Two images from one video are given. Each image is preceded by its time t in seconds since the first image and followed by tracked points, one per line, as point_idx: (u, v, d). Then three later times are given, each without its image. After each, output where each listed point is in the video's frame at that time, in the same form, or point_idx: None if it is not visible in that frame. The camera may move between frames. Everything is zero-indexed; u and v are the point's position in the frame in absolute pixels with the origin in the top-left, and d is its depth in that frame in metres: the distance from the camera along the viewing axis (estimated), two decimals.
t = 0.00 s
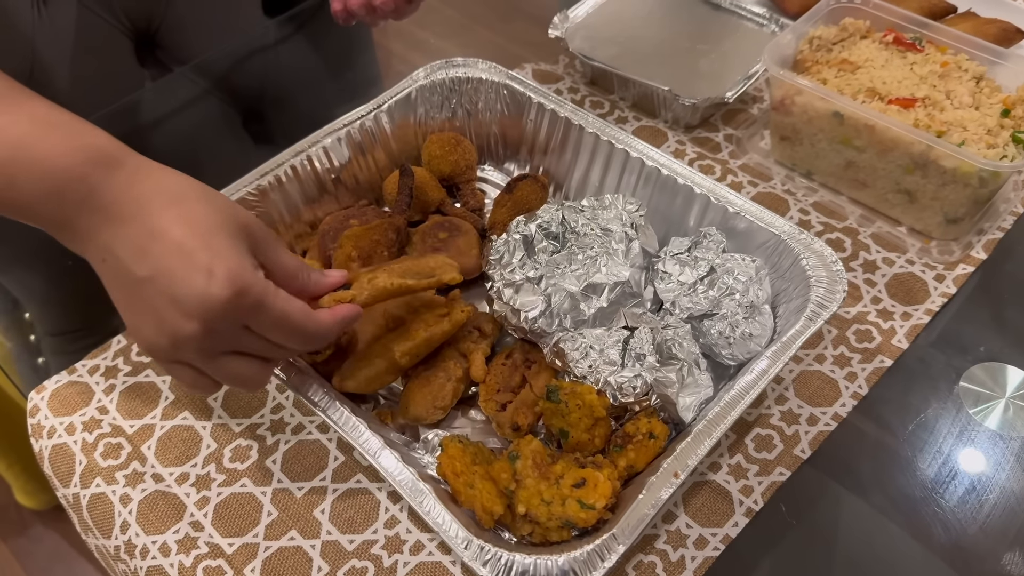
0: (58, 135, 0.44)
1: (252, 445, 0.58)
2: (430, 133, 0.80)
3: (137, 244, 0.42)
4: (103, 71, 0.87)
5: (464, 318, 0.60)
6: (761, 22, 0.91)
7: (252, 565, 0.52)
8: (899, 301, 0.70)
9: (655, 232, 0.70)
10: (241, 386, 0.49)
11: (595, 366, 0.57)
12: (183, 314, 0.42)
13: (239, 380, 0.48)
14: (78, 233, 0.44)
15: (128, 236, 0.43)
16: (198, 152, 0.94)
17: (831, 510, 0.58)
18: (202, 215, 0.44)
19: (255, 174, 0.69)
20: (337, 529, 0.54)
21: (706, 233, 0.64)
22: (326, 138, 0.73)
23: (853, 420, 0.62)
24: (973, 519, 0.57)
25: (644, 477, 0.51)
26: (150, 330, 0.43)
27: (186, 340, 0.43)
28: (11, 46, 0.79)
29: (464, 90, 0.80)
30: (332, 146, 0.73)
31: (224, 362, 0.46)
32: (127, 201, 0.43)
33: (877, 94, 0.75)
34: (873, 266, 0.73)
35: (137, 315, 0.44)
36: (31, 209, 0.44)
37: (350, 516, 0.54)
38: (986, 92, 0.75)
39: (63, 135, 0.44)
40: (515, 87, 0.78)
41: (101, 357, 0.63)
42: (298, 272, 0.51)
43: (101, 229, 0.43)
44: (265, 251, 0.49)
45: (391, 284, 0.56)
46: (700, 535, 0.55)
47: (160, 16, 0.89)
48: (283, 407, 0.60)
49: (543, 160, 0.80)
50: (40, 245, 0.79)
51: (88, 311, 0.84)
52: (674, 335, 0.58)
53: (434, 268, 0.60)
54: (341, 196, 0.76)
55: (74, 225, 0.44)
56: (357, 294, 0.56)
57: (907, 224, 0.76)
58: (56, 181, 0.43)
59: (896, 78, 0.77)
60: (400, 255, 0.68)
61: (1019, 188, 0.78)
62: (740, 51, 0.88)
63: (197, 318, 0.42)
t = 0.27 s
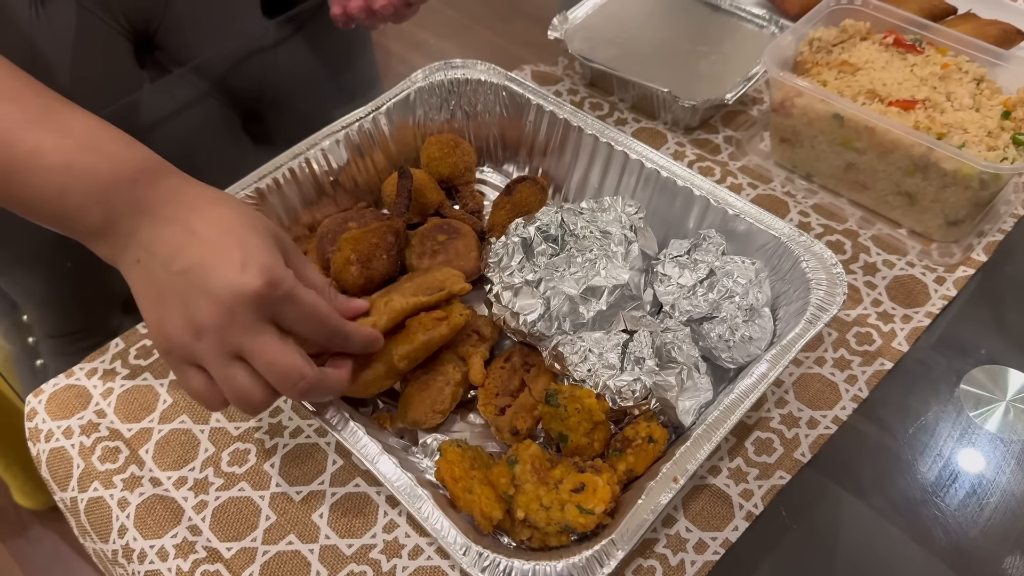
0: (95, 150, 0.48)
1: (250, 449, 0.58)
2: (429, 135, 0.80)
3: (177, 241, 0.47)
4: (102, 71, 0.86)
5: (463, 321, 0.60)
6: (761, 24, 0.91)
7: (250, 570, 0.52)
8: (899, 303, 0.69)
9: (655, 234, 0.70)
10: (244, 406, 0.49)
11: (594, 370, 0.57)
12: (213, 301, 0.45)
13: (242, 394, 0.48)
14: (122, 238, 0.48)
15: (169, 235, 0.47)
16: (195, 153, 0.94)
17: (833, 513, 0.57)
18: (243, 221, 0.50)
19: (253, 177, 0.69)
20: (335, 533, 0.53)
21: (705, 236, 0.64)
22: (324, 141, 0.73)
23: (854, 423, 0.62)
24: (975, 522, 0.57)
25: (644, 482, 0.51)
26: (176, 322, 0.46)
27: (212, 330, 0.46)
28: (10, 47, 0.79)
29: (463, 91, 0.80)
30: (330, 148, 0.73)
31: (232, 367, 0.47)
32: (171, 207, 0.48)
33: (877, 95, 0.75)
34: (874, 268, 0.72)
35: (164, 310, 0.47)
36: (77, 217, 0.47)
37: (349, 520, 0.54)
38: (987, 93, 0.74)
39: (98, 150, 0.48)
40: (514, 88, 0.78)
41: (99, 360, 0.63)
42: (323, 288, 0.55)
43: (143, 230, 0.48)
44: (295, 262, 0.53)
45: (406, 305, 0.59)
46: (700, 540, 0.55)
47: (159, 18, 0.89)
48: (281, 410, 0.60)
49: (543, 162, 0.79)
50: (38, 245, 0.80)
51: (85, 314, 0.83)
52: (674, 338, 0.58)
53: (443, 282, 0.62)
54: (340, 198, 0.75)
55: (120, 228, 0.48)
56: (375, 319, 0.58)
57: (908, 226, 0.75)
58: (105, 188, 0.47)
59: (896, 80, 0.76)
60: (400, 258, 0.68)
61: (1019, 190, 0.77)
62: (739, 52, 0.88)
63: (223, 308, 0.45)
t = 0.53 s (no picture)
0: (108, 153, 0.45)
1: (247, 451, 0.58)
2: (426, 136, 0.80)
3: (195, 246, 0.44)
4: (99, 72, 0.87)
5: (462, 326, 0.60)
6: (759, 25, 0.91)
7: (247, 572, 0.52)
8: (896, 305, 0.70)
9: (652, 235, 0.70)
10: (248, 412, 0.45)
11: (591, 372, 0.57)
12: (230, 304, 0.43)
13: (249, 399, 0.45)
14: (134, 244, 0.45)
15: (186, 239, 0.44)
16: (194, 152, 0.91)
17: (830, 514, 0.57)
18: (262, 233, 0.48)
19: (251, 179, 0.69)
20: (332, 536, 0.53)
21: (702, 237, 0.64)
22: (321, 142, 0.73)
23: (850, 425, 0.62)
24: (971, 523, 0.57)
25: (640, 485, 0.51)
26: (186, 323, 0.43)
27: (223, 331, 0.43)
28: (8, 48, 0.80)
29: (460, 92, 0.80)
30: (328, 150, 0.73)
31: (243, 369, 0.44)
32: (188, 214, 0.46)
33: (875, 97, 0.75)
34: (871, 270, 0.72)
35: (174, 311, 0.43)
36: (89, 221, 0.44)
37: (346, 522, 0.54)
38: (984, 95, 0.75)
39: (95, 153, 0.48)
40: (511, 89, 0.78)
41: (96, 362, 0.63)
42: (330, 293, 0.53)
43: (159, 235, 0.45)
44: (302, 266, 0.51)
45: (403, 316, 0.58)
46: (697, 542, 0.55)
47: (156, 19, 0.90)
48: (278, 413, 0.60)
49: (540, 163, 0.80)
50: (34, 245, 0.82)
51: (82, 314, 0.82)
52: (670, 339, 0.58)
53: (437, 282, 0.62)
54: (337, 200, 0.75)
55: (136, 233, 0.45)
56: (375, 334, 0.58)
57: (905, 228, 0.75)
58: (123, 191, 0.44)
59: (894, 81, 0.77)
60: (398, 260, 0.68)
61: (1016, 192, 0.77)
62: (738, 54, 0.88)
63: (240, 314, 0.43)
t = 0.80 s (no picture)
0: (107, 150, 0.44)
1: (249, 450, 0.58)
2: (427, 136, 0.80)
3: (124, 222, 0.39)
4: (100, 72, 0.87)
5: (463, 322, 0.60)
6: (759, 25, 0.91)
7: (248, 570, 0.52)
8: (896, 304, 0.70)
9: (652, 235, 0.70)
10: (186, 393, 0.41)
11: (592, 371, 0.57)
12: (164, 281, 0.38)
13: (185, 380, 0.40)
14: (61, 223, 0.41)
15: (114, 215, 0.40)
16: (194, 154, 0.92)
17: (830, 513, 0.58)
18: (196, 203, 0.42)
19: (252, 178, 0.69)
20: (333, 534, 0.54)
21: (703, 237, 0.64)
22: (322, 142, 0.73)
23: (850, 424, 0.62)
24: (971, 521, 0.57)
25: (641, 482, 0.51)
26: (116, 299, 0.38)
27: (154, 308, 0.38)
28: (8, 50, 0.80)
29: (461, 93, 0.80)
30: (329, 150, 0.73)
31: (178, 348, 0.39)
32: (120, 189, 0.41)
33: (875, 97, 0.75)
34: (871, 269, 0.73)
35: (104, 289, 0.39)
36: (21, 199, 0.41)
37: (347, 520, 0.54)
38: (984, 95, 0.75)
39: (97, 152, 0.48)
40: (512, 89, 0.78)
41: (97, 361, 0.63)
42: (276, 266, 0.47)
43: (90, 212, 0.40)
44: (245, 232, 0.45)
45: (403, 313, 0.59)
46: (697, 540, 0.55)
47: (156, 19, 0.90)
48: (279, 411, 0.60)
49: (540, 163, 0.80)
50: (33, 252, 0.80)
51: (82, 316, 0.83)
52: (671, 338, 0.58)
53: (438, 278, 0.62)
54: (338, 200, 0.76)
55: (63, 211, 0.41)
56: (375, 331, 0.59)
57: (905, 227, 0.76)
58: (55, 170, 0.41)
59: (894, 81, 0.77)
60: (399, 259, 0.68)
61: (1016, 191, 0.78)
62: (738, 54, 0.88)
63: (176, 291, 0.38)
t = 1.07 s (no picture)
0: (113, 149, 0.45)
1: (252, 447, 0.58)
2: (429, 135, 0.80)
3: (158, 196, 0.42)
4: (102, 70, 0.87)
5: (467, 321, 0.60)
6: (760, 24, 0.91)
7: (252, 567, 0.52)
8: (897, 302, 0.70)
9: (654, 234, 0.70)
10: (227, 350, 0.43)
11: (595, 368, 0.57)
12: (208, 254, 0.42)
13: (229, 334, 0.42)
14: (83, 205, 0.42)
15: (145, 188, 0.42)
16: (198, 153, 0.92)
17: (832, 510, 0.58)
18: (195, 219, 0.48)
19: (255, 176, 0.69)
20: (337, 530, 0.54)
21: (705, 235, 0.64)
22: (325, 140, 0.73)
23: (852, 422, 0.62)
24: (972, 519, 0.57)
25: (644, 479, 0.51)
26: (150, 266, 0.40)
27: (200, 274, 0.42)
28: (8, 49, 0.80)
29: (463, 91, 0.80)
30: (332, 148, 0.73)
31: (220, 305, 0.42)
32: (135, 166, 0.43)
33: (876, 95, 0.75)
34: (872, 267, 0.73)
35: (140, 255, 0.40)
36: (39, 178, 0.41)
37: (351, 516, 0.55)
38: (985, 93, 0.75)
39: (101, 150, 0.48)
40: (514, 88, 0.78)
41: (101, 358, 0.63)
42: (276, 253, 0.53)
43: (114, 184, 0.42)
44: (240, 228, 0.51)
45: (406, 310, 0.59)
46: (699, 537, 0.55)
47: (158, 18, 0.89)
48: (282, 408, 0.60)
49: (542, 161, 0.80)
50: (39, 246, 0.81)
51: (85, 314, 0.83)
52: (674, 336, 0.58)
53: (441, 276, 0.62)
54: (341, 198, 0.76)
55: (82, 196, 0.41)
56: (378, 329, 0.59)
57: (906, 226, 0.76)
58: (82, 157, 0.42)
59: (895, 80, 0.77)
60: (401, 257, 0.68)
61: (1016, 190, 0.78)
62: (739, 53, 0.88)
63: (218, 262, 0.43)
